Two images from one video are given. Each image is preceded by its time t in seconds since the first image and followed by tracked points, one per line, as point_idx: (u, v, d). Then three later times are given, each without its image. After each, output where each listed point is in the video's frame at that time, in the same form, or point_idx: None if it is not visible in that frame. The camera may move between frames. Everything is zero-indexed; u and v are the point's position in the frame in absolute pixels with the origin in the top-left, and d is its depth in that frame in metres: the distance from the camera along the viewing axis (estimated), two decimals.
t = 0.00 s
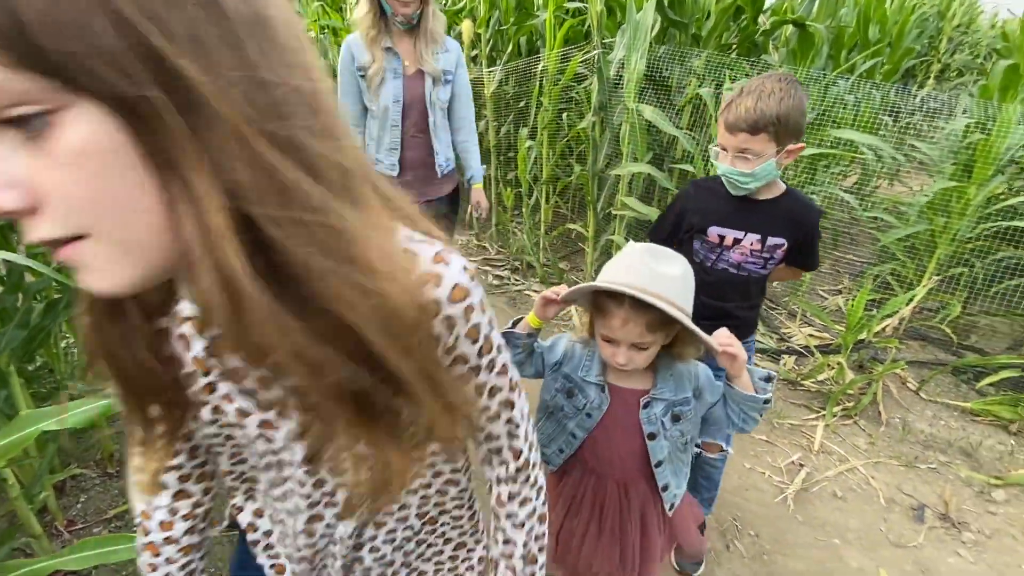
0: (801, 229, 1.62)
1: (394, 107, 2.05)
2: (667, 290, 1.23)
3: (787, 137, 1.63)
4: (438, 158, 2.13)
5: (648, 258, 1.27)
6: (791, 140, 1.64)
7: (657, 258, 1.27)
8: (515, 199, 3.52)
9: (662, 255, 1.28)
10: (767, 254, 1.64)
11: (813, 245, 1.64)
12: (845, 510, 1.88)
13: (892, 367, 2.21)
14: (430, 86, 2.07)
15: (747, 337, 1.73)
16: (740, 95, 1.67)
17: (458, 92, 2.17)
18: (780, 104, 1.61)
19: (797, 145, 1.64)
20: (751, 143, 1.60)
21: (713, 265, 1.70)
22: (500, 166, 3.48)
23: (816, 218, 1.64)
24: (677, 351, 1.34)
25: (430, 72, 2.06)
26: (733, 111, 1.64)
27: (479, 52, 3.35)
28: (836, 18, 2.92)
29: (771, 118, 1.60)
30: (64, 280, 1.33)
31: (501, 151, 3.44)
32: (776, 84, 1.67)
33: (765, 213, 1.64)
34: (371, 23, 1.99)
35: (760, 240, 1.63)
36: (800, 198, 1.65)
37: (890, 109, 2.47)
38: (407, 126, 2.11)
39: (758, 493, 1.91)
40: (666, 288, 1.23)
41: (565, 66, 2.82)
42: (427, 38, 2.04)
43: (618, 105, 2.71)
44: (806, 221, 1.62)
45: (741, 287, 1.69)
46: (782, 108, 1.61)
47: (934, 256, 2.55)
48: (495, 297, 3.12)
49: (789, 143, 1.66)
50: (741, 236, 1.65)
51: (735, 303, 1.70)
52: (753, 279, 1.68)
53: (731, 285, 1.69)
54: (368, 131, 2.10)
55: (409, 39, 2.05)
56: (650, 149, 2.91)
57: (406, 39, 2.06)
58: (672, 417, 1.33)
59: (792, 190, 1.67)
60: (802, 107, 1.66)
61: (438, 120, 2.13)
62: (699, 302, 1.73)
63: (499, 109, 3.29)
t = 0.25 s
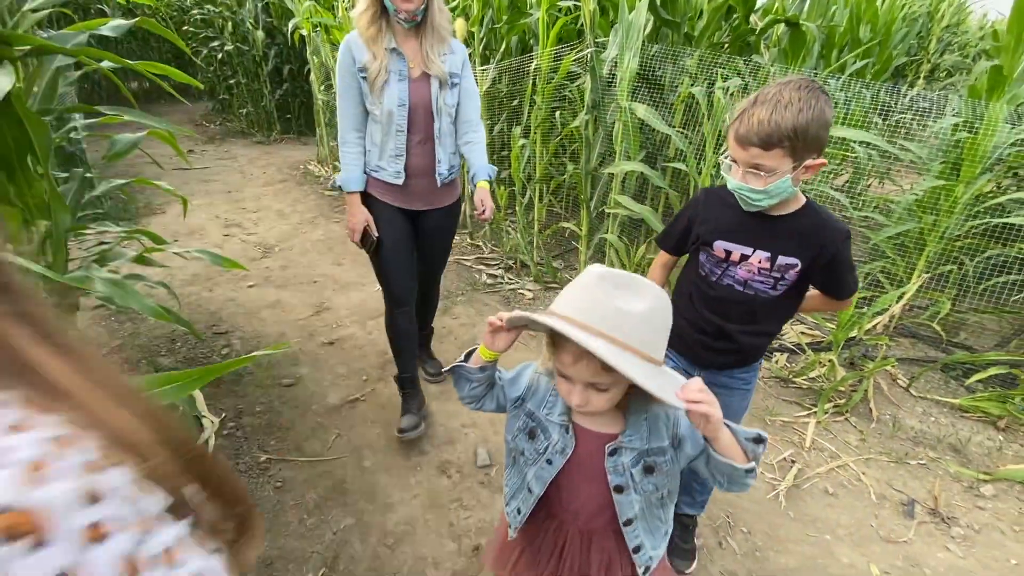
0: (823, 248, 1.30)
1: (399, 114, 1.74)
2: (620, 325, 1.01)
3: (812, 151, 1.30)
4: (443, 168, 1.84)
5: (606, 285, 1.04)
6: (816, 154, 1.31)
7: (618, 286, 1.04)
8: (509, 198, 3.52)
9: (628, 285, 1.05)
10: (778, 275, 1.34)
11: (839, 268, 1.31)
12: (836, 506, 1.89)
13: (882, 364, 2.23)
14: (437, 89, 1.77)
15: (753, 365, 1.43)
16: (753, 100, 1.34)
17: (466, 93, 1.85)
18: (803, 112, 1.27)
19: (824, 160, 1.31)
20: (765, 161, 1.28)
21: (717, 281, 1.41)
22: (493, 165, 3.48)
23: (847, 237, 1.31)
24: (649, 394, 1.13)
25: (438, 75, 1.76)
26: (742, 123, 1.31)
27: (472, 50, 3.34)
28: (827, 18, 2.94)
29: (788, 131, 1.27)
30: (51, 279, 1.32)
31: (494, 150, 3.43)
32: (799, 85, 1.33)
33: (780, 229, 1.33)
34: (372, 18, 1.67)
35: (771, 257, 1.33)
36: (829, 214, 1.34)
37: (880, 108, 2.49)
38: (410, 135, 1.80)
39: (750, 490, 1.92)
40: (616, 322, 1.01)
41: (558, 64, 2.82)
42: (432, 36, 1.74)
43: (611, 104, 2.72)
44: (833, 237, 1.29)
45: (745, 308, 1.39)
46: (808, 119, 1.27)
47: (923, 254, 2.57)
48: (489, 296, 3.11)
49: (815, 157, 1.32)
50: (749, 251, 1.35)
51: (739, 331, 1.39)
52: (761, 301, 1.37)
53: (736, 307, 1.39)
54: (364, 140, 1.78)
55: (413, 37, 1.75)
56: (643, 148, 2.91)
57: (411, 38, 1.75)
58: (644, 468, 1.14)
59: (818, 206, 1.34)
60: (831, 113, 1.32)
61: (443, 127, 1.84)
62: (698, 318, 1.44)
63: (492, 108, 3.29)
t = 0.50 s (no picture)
0: (806, 277, 1.20)
1: (403, 131, 1.63)
2: (591, 418, 0.76)
3: (789, 171, 1.21)
4: (452, 185, 1.75)
5: (568, 356, 0.78)
6: (795, 174, 1.21)
7: (585, 356, 0.78)
8: (506, 200, 3.53)
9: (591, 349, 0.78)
10: (761, 305, 1.25)
11: (829, 298, 1.20)
12: (833, 508, 1.90)
13: (878, 366, 2.24)
14: (443, 101, 1.67)
15: (742, 397, 1.35)
16: (726, 117, 1.25)
17: (471, 103, 1.76)
18: (778, 132, 1.17)
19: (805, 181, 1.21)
20: (739, 183, 1.20)
21: (698, 308, 1.34)
22: (490, 167, 3.48)
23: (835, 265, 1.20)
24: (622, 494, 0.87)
25: (442, 84, 1.65)
26: (713, 141, 1.23)
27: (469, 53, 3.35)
28: (821, 22, 2.96)
29: (763, 151, 1.17)
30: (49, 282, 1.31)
31: (492, 153, 3.44)
32: (776, 101, 1.25)
33: (761, 257, 1.24)
34: (365, 31, 1.56)
35: (751, 287, 1.24)
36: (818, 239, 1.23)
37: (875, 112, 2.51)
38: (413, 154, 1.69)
39: (748, 492, 1.93)
40: (587, 417, 0.76)
41: (555, 67, 2.83)
42: (433, 42, 1.64)
43: (608, 107, 2.73)
44: (819, 265, 1.19)
45: (727, 339, 1.31)
46: (783, 138, 1.17)
47: (919, 256, 2.58)
48: (486, 298, 3.12)
49: (796, 177, 1.23)
50: (729, 279, 1.27)
51: (722, 365, 1.32)
52: (743, 331, 1.29)
53: (716, 337, 1.32)
54: (366, 161, 1.67)
55: (412, 46, 1.64)
56: (639, 151, 2.93)
57: (409, 47, 1.64)
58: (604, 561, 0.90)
59: (804, 231, 1.24)
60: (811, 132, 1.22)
61: (450, 142, 1.74)
62: (682, 346, 1.38)
63: (490, 111, 3.30)
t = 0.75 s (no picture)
0: (764, 291, 1.17)
1: (400, 139, 1.57)
2: (523, 520, 0.77)
3: (739, 172, 1.17)
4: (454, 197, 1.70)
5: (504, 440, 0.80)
6: (746, 174, 1.18)
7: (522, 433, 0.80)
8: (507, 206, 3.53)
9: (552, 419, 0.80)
10: (721, 321, 1.23)
11: (791, 311, 1.16)
12: (836, 515, 1.89)
13: (880, 372, 2.23)
14: (444, 106, 1.61)
15: (716, 419, 1.32)
16: (669, 117, 1.23)
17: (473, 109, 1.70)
18: (721, 129, 1.15)
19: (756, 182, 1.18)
20: (686, 185, 1.17)
21: (659, 328, 1.33)
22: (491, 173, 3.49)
23: (794, 276, 1.16)
24: None
25: (444, 88, 1.59)
26: (656, 141, 1.20)
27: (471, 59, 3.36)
28: (822, 29, 2.97)
29: (707, 150, 1.14)
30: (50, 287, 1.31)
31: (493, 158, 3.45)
32: (719, 98, 1.22)
33: (716, 270, 1.21)
34: (359, 30, 1.50)
35: (708, 302, 1.23)
36: (777, 249, 1.20)
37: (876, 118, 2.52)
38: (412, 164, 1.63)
39: (750, 498, 1.92)
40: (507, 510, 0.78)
41: (557, 74, 2.84)
42: (433, 44, 1.58)
43: (609, 114, 2.73)
44: (776, 277, 1.16)
45: (690, 359, 1.29)
46: (726, 135, 1.15)
47: (920, 262, 2.58)
48: (487, 304, 3.11)
49: (747, 179, 1.19)
50: (686, 295, 1.26)
51: (686, 386, 1.30)
52: (705, 350, 1.27)
53: (679, 356, 1.30)
54: (359, 173, 1.62)
55: (410, 48, 1.59)
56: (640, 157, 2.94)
57: (408, 48, 1.59)
58: None
59: (759, 236, 1.20)
60: (759, 129, 1.19)
61: (453, 150, 1.68)
62: (648, 368, 1.36)
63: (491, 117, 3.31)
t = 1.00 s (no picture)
0: (748, 327, 1.04)
1: (410, 154, 1.57)
2: None
3: (712, 194, 1.05)
4: (461, 212, 1.66)
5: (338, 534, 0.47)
6: (720, 196, 1.06)
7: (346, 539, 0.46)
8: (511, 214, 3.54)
9: (376, 523, 0.46)
10: (702, 363, 1.10)
11: (784, 352, 1.03)
12: (845, 526, 1.87)
13: (888, 381, 2.22)
14: (454, 119, 1.58)
15: (706, 466, 1.18)
16: (628, 135, 1.12)
17: (487, 120, 1.66)
18: (685, 148, 1.03)
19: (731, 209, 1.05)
20: (650, 214, 1.06)
21: (634, 366, 1.20)
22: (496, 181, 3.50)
23: (786, 315, 1.03)
24: None
25: (454, 101, 1.57)
26: (612, 164, 1.09)
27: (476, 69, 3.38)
28: (826, 39, 2.99)
29: (670, 172, 1.03)
30: (60, 294, 1.32)
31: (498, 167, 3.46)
32: (683, 110, 1.10)
33: (695, 304, 1.09)
34: (369, 41, 1.50)
35: (687, 342, 1.10)
36: (767, 283, 1.08)
37: (881, 127, 2.52)
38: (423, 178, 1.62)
39: (757, 509, 1.91)
40: None
41: (562, 83, 2.86)
42: (444, 55, 1.56)
43: (614, 123, 2.75)
44: (764, 315, 1.02)
45: (670, 402, 1.16)
46: (692, 153, 1.03)
47: (926, 271, 2.57)
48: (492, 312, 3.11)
49: (721, 203, 1.07)
50: (663, 332, 1.13)
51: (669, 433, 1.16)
52: (686, 392, 1.14)
53: (659, 399, 1.17)
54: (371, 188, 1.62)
55: (422, 58, 1.58)
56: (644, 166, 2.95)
57: (419, 59, 1.58)
58: None
59: (741, 265, 1.08)
60: (729, 143, 1.07)
61: (462, 163, 1.64)
62: (630, 409, 1.23)
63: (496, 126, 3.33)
